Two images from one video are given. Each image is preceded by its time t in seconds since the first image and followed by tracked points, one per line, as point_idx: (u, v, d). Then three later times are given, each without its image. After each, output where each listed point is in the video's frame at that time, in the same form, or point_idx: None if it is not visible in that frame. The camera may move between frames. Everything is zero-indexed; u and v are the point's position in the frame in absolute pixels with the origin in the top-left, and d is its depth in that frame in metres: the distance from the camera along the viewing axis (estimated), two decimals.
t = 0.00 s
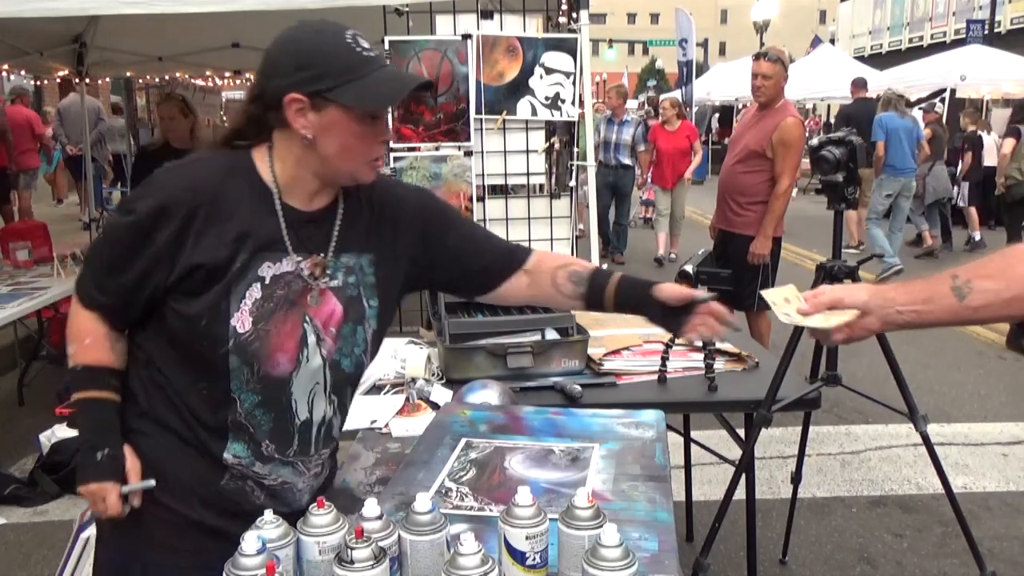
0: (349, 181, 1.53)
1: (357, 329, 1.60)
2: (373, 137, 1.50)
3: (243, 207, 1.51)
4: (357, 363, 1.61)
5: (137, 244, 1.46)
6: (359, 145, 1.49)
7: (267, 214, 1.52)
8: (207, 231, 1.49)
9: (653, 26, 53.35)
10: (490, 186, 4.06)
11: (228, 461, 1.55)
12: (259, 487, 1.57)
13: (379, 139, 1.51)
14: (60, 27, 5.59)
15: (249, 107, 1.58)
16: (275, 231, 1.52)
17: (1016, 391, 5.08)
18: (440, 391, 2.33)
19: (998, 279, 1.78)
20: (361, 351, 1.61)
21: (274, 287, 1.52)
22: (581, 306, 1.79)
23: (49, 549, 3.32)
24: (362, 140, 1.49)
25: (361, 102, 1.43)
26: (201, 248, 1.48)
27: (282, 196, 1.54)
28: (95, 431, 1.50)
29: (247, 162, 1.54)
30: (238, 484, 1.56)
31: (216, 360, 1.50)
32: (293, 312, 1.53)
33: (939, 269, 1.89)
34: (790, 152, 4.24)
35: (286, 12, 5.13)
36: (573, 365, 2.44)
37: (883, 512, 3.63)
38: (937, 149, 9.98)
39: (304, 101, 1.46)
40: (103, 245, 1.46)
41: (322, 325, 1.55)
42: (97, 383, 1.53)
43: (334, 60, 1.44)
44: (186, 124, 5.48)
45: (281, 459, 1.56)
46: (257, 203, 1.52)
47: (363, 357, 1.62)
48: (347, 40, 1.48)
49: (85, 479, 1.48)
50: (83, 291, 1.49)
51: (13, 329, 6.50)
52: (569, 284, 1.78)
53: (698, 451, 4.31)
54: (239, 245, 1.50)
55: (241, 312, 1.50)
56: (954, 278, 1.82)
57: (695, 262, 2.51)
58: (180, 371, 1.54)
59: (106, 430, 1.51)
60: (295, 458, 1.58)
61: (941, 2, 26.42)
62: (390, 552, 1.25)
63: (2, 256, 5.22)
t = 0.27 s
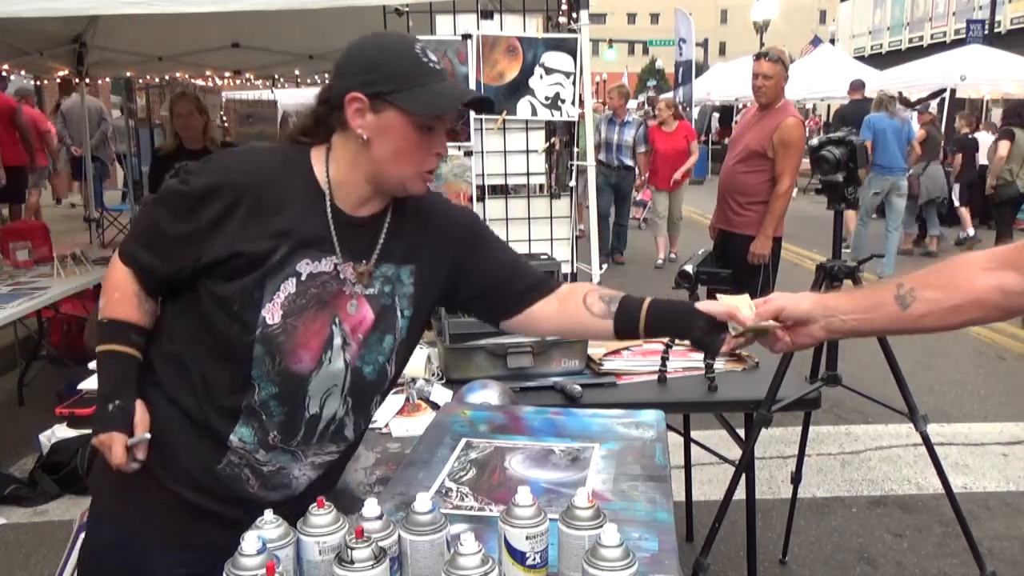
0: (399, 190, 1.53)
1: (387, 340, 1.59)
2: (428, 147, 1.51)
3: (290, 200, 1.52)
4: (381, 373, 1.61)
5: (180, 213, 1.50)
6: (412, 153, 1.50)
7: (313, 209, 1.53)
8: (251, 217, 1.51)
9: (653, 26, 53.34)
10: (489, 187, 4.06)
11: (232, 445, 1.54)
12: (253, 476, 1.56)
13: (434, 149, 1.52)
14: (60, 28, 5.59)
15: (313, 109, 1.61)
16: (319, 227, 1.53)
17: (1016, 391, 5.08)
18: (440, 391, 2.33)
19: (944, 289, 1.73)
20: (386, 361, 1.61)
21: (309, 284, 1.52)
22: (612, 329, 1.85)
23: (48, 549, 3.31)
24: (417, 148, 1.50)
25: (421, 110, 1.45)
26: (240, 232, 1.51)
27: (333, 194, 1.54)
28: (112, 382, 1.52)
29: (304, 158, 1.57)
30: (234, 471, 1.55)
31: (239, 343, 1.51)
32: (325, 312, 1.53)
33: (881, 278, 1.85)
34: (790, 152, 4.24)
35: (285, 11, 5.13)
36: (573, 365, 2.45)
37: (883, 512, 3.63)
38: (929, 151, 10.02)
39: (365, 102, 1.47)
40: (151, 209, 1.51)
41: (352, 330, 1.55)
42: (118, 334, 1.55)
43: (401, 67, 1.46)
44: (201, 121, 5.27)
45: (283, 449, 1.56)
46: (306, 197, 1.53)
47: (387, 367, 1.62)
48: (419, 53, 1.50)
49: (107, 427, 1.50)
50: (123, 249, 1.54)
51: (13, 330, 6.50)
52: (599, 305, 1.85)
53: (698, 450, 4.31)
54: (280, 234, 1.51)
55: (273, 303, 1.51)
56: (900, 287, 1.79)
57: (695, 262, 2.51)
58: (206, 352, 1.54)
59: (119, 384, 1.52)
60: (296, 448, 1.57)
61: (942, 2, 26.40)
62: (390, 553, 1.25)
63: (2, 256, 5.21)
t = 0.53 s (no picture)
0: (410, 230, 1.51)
1: (389, 363, 1.63)
2: (451, 198, 1.50)
3: (315, 220, 1.51)
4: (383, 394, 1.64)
5: (202, 227, 1.46)
6: (433, 199, 1.48)
7: (333, 231, 1.52)
8: (276, 237, 1.50)
9: (653, 26, 53.34)
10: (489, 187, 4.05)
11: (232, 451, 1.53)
12: (249, 484, 1.56)
13: (454, 199, 1.50)
14: (60, 28, 5.59)
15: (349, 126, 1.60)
16: (340, 249, 1.53)
17: (1016, 391, 5.08)
18: (440, 391, 2.33)
19: (956, 305, 1.38)
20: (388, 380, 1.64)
21: (329, 304, 1.53)
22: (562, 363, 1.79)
23: (47, 550, 3.31)
24: (439, 195, 1.46)
25: (454, 165, 1.42)
26: (262, 249, 1.49)
27: (353, 214, 1.53)
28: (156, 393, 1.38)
29: (328, 173, 1.55)
30: (229, 477, 1.53)
31: (256, 356, 1.50)
32: (341, 333, 1.55)
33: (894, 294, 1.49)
34: (791, 152, 4.24)
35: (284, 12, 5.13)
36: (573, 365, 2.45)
37: (882, 512, 3.63)
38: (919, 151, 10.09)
39: (403, 136, 1.45)
40: (166, 221, 1.45)
41: (363, 351, 1.58)
42: (143, 345, 1.43)
43: (447, 114, 1.44)
44: (209, 119, 5.24)
45: (282, 460, 1.56)
46: (328, 219, 1.52)
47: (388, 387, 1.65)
48: (469, 106, 1.48)
49: (167, 435, 1.35)
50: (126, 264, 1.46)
51: (13, 330, 6.50)
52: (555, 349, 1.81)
53: (698, 450, 4.31)
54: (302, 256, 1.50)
55: (294, 320, 1.51)
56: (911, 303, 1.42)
57: (695, 262, 2.51)
58: (217, 365, 1.53)
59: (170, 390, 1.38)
60: (292, 459, 1.57)
61: (942, 2, 26.39)
62: (390, 552, 1.25)
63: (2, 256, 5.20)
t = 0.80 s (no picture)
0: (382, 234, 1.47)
1: (365, 372, 1.64)
2: (422, 204, 1.43)
3: (297, 244, 1.46)
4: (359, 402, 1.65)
5: (227, 286, 1.39)
6: (405, 206, 1.42)
7: (313, 253, 1.49)
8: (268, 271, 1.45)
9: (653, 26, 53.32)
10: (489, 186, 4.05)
11: (211, 464, 1.52)
12: (226, 495, 1.55)
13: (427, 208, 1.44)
14: (60, 27, 5.59)
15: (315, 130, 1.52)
16: (322, 270, 1.50)
17: (1016, 391, 5.08)
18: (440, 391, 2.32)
19: None
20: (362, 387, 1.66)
21: (314, 326, 1.50)
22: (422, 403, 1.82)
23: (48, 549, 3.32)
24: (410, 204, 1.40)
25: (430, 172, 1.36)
26: (260, 290, 1.44)
27: (322, 224, 1.49)
28: (280, 444, 1.38)
29: (297, 188, 1.48)
30: (207, 492, 1.53)
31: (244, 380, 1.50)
32: (324, 351, 1.54)
33: None
34: (790, 152, 4.24)
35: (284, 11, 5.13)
36: (573, 365, 2.44)
37: (883, 512, 3.63)
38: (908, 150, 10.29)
39: (374, 147, 1.37)
40: (176, 306, 1.34)
41: (344, 365, 1.58)
42: (232, 420, 1.38)
43: (423, 126, 1.38)
44: (204, 120, 5.28)
45: (263, 474, 1.55)
46: (308, 239, 1.48)
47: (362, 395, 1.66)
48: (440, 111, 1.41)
49: (320, 464, 1.39)
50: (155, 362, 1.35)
51: (12, 330, 6.51)
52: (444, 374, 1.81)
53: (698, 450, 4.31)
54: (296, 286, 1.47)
55: (279, 346, 1.49)
56: None
57: (695, 262, 2.51)
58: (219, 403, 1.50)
59: (288, 433, 1.39)
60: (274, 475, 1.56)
61: (942, 3, 26.40)
62: (390, 552, 1.25)
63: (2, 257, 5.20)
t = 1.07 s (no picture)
0: (279, 195, 1.46)
1: (303, 346, 1.63)
2: (303, 151, 1.43)
3: (201, 237, 1.42)
4: (304, 376, 1.65)
5: (133, 301, 1.33)
6: (290, 159, 1.42)
7: (219, 240, 1.45)
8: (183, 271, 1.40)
9: (653, 25, 53.35)
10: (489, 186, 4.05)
11: (180, 478, 1.48)
12: (204, 502, 1.51)
13: (304, 154, 1.43)
14: (60, 28, 5.59)
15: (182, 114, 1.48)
16: (232, 256, 1.47)
17: (1015, 391, 5.09)
18: (440, 391, 2.32)
19: None
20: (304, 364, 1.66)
21: (238, 314, 1.47)
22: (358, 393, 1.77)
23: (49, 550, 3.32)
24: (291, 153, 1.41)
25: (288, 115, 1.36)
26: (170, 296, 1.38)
27: (221, 211, 1.47)
28: (231, 441, 1.37)
29: (182, 180, 1.44)
30: (183, 504, 1.49)
31: (180, 393, 1.44)
32: (256, 336, 1.51)
33: None
34: (788, 151, 4.23)
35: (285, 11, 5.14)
36: (573, 365, 2.44)
37: (883, 512, 3.63)
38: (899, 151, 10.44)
39: (230, 110, 1.37)
40: (89, 334, 1.29)
41: (279, 346, 1.56)
42: (175, 428, 1.35)
43: (270, 74, 1.37)
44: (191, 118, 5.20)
45: (235, 479, 1.51)
46: (208, 230, 1.44)
47: (304, 368, 1.65)
48: (285, 52, 1.42)
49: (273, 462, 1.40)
50: (76, 395, 1.31)
51: (13, 330, 6.52)
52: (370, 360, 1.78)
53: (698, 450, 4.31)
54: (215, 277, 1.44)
55: (206, 345, 1.44)
56: None
57: (695, 262, 2.51)
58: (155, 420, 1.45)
59: (239, 428, 1.38)
60: (247, 477, 1.53)
61: (942, 2, 26.42)
62: (390, 553, 1.25)
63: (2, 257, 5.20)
